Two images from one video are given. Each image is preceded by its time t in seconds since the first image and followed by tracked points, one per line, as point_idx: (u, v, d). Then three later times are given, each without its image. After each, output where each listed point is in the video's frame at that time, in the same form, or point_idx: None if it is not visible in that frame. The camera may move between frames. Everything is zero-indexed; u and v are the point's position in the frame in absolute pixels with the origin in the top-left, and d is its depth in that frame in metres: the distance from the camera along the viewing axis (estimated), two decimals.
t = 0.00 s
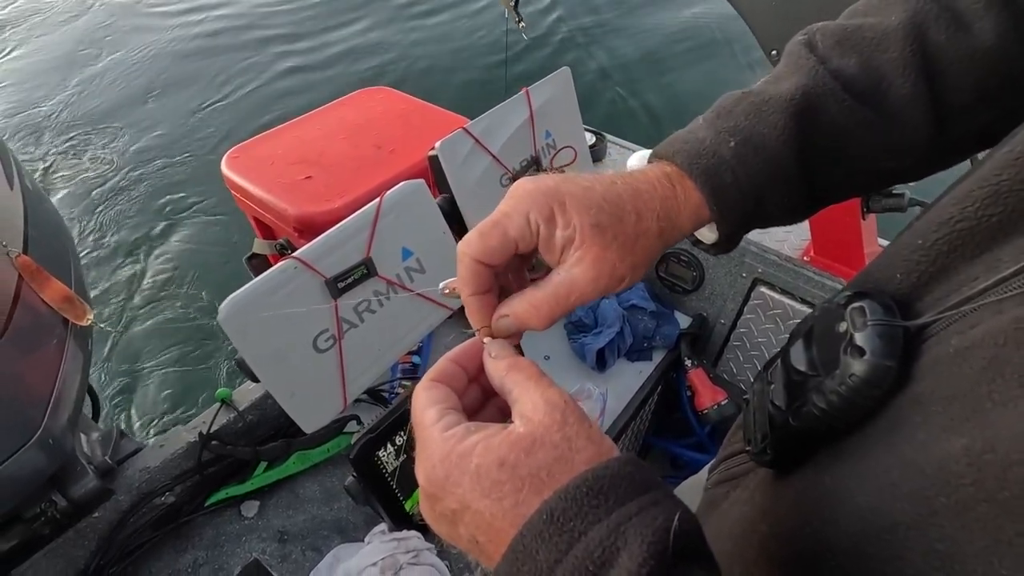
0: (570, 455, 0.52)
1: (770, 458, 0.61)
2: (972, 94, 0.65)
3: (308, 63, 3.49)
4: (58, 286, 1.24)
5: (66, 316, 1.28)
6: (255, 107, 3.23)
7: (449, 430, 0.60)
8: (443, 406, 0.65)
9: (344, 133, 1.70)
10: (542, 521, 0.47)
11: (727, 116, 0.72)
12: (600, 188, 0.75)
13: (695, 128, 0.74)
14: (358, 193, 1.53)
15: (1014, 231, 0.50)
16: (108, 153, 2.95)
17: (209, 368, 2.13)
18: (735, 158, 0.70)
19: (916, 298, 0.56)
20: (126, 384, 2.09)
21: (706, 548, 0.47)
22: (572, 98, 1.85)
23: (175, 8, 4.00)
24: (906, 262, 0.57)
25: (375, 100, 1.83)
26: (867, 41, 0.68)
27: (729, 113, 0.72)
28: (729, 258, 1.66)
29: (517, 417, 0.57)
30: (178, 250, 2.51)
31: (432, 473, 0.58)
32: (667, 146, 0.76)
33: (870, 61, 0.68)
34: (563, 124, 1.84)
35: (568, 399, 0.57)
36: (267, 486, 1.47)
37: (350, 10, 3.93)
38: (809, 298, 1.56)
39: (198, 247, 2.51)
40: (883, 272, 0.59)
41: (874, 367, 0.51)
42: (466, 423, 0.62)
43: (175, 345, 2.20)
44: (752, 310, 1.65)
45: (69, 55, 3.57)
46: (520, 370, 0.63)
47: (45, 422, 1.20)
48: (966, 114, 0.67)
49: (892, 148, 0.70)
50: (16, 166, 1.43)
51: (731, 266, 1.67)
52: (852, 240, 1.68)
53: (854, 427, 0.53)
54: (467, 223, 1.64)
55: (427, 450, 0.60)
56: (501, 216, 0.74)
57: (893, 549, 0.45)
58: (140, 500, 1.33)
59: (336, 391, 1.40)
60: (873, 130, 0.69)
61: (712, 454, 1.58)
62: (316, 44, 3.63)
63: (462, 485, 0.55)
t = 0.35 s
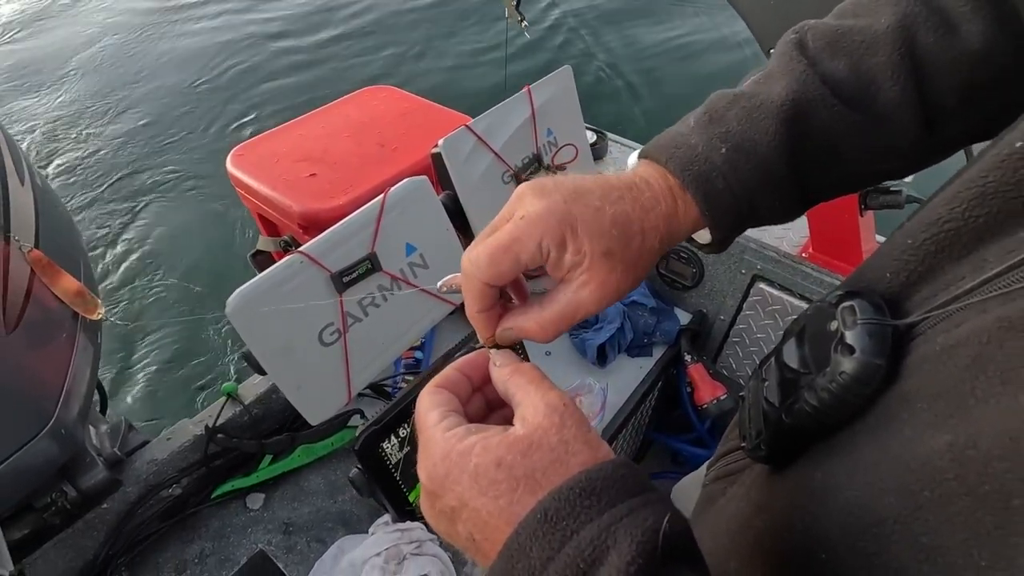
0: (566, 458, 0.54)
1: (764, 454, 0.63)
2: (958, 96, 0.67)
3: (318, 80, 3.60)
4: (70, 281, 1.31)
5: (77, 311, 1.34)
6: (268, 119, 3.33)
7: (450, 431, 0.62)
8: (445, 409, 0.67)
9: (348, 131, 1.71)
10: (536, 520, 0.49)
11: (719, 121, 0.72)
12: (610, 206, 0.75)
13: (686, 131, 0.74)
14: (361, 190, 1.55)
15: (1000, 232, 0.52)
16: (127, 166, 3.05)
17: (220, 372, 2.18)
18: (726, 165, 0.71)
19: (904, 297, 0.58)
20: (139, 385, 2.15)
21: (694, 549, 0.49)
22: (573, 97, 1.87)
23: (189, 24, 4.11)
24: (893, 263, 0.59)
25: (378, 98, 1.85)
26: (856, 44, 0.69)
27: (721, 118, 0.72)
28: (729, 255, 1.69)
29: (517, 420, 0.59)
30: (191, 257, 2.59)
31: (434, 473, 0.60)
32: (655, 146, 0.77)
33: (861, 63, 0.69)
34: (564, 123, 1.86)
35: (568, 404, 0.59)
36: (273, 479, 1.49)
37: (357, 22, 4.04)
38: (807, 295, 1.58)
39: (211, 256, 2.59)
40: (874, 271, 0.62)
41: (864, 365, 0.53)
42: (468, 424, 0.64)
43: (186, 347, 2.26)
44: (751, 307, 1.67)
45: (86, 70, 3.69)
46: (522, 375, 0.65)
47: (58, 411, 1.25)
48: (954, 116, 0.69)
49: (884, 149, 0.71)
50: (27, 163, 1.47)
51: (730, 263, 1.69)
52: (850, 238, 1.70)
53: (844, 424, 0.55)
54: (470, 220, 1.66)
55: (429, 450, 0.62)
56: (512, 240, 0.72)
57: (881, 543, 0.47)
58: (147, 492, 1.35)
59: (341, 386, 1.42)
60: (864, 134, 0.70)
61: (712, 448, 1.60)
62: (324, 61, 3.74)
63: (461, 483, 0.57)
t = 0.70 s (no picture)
0: (566, 452, 0.56)
1: (764, 454, 0.64)
2: (952, 86, 0.68)
3: (320, 79, 3.62)
4: (76, 276, 1.34)
5: (82, 305, 1.36)
6: (272, 120, 3.35)
7: (453, 419, 0.63)
8: (448, 399, 0.68)
9: (350, 129, 1.72)
10: (529, 511, 0.50)
11: (715, 112, 0.73)
12: (608, 216, 0.75)
13: (682, 121, 0.74)
14: (364, 187, 1.56)
15: (999, 225, 0.53)
16: (130, 163, 3.07)
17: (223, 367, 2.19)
18: (723, 158, 0.71)
19: (901, 294, 0.59)
20: (143, 380, 2.17)
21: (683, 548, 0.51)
22: (574, 94, 1.88)
23: (195, 25, 4.15)
24: (894, 259, 0.60)
25: (380, 96, 1.86)
26: (853, 32, 0.70)
27: (716, 109, 0.73)
28: (729, 253, 1.70)
29: (521, 415, 0.61)
30: (194, 252, 2.60)
31: (435, 456, 0.61)
32: (650, 135, 0.77)
33: (857, 53, 0.69)
34: (565, 121, 1.87)
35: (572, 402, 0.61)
36: (275, 473, 1.50)
37: (359, 22, 4.06)
38: (806, 292, 1.59)
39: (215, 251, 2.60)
40: (872, 268, 0.63)
41: (861, 362, 0.54)
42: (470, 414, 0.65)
43: (190, 343, 2.28)
44: (751, 304, 1.68)
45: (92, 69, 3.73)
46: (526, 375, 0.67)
47: (64, 404, 1.28)
48: (950, 108, 0.70)
49: (880, 143, 0.72)
50: (33, 158, 1.48)
51: (730, 261, 1.70)
52: (849, 236, 1.71)
53: (842, 421, 0.56)
54: (471, 217, 1.67)
55: (430, 436, 0.63)
56: (513, 263, 0.73)
57: (878, 540, 0.47)
58: (151, 484, 1.36)
59: (342, 379, 1.43)
60: (861, 125, 0.72)
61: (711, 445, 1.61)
62: (327, 60, 3.77)
63: (461, 466, 0.58)
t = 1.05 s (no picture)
0: (561, 475, 0.56)
1: (765, 451, 0.63)
2: (950, 86, 0.68)
3: (322, 78, 3.64)
4: (75, 272, 1.34)
5: (82, 301, 1.37)
6: (274, 119, 3.36)
7: (455, 452, 0.64)
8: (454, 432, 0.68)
9: (351, 127, 1.73)
10: (532, 535, 0.50)
11: (712, 112, 0.73)
12: (599, 213, 0.74)
13: (679, 123, 0.74)
14: (365, 185, 1.56)
15: (998, 225, 0.53)
16: (133, 161, 3.08)
17: (223, 365, 2.20)
18: (720, 158, 0.71)
19: (900, 294, 0.59)
20: (144, 377, 2.17)
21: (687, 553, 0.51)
22: (575, 93, 1.88)
23: (197, 24, 4.16)
24: (893, 259, 0.60)
25: (381, 95, 1.86)
26: (850, 33, 0.70)
27: (715, 109, 0.73)
28: (730, 252, 1.70)
29: (517, 438, 0.61)
30: (196, 250, 2.60)
31: (440, 493, 0.62)
32: (648, 138, 0.76)
33: (854, 54, 0.69)
34: (567, 120, 1.87)
35: (570, 423, 0.61)
36: (275, 470, 1.50)
37: (362, 21, 4.07)
38: (807, 292, 1.59)
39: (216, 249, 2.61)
40: (872, 268, 0.63)
41: (860, 362, 0.53)
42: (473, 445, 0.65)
43: (193, 340, 2.28)
44: (751, 303, 1.68)
45: (95, 66, 3.74)
46: (523, 393, 0.66)
47: (64, 402, 1.28)
48: (949, 108, 0.70)
49: (879, 143, 0.72)
50: (35, 154, 1.49)
51: (731, 260, 1.70)
52: (850, 236, 1.71)
53: (842, 419, 0.56)
54: (472, 216, 1.67)
55: (435, 471, 0.64)
56: (502, 257, 0.72)
57: (876, 539, 0.47)
58: (151, 482, 1.37)
59: (343, 377, 1.44)
60: (859, 124, 0.71)
61: (711, 444, 1.62)
62: (329, 58, 3.78)
63: (463, 502, 0.58)
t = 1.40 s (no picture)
0: (558, 472, 0.55)
1: (769, 446, 0.61)
2: (961, 79, 0.67)
3: (324, 76, 3.63)
4: (75, 270, 1.34)
5: (81, 300, 1.36)
6: (275, 117, 3.35)
7: (453, 450, 0.63)
8: (452, 428, 0.67)
9: (352, 124, 1.72)
10: (533, 529, 0.49)
11: (720, 104, 0.72)
12: (604, 207, 0.73)
13: (686, 116, 0.74)
14: (367, 183, 1.56)
15: (1011, 218, 0.52)
16: (133, 157, 3.07)
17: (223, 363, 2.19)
18: (727, 150, 0.71)
19: (909, 288, 0.58)
20: (143, 374, 2.16)
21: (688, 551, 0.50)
22: (577, 91, 1.87)
23: (197, 19, 4.14)
24: (901, 253, 0.59)
25: (382, 92, 1.86)
26: (859, 24, 0.69)
27: (722, 100, 0.72)
28: (734, 251, 1.69)
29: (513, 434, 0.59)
30: (196, 248, 2.60)
31: (439, 493, 0.61)
32: (654, 131, 0.76)
33: (863, 47, 0.69)
34: (569, 118, 1.86)
35: (566, 419, 0.59)
36: (275, 469, 1.49)
37: (363, 19, 4.07)
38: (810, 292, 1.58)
39: (216, 247, 2.60)
40: (879, 263, 0.62)
41: (868, 357, 0.52)
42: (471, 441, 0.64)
43: (192, 339, 2.27)
44: (755, 303, 1.67)
45: (94, 63, 3.73)
46: (517, 387, 0.64)
47: (64, 400, 1.28)
48: (958, 102, 0.69)
49: (887, 137, 0.72)
50: (33, 151, 1.48)
51: (733, 259, 1.69)
52: (854, 235, 1.70)
53: (849, 412, 0.54)
54: (474, 214, 1.66)
55: (434, 469, 0.63)
56: (505, 251, 0.72)
57: (883, 534, 0.47)
58: (151, 481, 1.36)
59: (343, 376, 1.43)
60: (868, 118, 0.71)
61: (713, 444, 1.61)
62: (330, 57, 3.77)
63: (463, 502, 0.58)
